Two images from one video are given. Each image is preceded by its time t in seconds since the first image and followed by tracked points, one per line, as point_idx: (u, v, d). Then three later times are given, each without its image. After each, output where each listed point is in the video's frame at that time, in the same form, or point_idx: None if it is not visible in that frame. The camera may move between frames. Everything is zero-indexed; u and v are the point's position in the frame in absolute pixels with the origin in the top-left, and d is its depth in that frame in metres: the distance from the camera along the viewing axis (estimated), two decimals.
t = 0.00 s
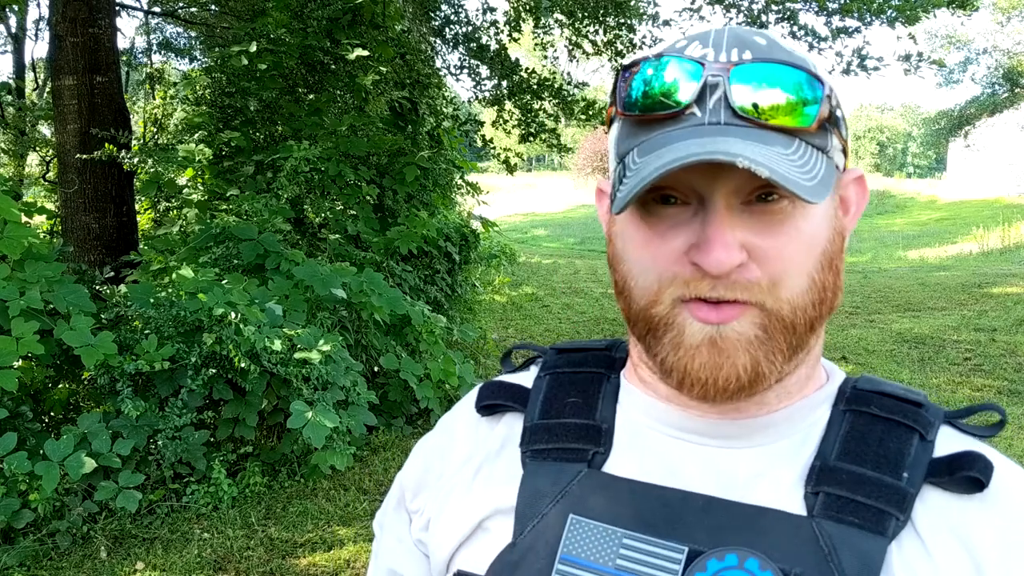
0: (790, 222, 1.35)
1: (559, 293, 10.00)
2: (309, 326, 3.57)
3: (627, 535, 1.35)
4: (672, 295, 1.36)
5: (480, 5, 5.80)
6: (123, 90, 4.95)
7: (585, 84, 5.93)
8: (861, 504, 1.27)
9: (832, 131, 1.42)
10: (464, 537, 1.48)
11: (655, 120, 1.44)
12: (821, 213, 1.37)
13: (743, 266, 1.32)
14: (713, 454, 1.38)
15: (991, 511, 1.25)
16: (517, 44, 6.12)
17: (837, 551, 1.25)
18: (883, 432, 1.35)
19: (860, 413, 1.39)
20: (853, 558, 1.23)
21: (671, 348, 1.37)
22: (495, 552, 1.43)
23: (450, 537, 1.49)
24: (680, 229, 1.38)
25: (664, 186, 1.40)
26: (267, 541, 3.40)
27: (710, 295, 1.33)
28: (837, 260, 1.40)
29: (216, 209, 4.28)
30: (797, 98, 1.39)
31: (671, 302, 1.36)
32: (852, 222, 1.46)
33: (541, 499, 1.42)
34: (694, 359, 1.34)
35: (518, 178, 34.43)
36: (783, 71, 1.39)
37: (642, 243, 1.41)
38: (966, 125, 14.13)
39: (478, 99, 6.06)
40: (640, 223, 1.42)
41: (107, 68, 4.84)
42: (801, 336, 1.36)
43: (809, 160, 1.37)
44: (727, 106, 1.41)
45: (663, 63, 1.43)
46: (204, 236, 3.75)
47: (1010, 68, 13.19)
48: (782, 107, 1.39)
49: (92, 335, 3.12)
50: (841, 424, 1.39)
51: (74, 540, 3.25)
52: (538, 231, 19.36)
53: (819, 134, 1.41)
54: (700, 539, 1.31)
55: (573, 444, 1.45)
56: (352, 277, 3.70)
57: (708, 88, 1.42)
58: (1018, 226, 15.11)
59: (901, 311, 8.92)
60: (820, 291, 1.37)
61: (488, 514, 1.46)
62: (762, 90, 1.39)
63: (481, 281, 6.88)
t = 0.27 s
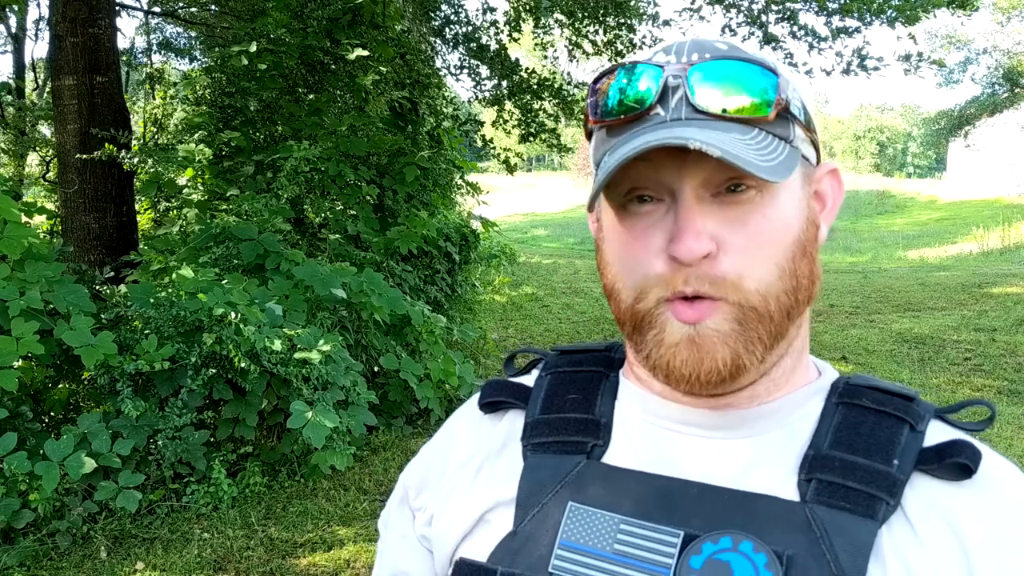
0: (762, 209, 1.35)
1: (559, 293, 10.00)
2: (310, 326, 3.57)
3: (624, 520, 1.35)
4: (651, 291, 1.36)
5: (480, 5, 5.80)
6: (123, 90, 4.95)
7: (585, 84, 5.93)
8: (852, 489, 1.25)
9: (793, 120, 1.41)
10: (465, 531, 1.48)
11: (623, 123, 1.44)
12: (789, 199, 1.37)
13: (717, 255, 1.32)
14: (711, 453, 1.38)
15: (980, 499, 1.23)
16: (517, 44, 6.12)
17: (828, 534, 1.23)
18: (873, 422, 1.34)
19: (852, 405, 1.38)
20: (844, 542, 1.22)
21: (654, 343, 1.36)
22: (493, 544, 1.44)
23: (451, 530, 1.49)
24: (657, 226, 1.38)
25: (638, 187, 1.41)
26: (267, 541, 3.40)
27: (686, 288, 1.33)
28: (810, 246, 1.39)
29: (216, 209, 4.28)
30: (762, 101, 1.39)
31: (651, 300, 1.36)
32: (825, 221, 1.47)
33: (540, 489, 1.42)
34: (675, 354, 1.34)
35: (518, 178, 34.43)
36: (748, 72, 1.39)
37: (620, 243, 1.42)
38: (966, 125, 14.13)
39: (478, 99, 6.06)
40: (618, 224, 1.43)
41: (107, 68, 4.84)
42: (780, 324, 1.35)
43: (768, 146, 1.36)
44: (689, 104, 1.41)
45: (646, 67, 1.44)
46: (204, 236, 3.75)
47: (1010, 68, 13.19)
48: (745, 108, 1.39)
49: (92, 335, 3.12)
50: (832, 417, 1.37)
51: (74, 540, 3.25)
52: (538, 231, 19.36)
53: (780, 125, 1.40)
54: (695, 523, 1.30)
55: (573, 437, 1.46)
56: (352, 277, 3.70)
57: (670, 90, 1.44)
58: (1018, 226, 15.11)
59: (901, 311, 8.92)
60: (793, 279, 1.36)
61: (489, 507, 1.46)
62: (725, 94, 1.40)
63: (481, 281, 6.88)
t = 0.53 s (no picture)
0: (775, 202, 1.38)
1: (559, 293, 10.00)
2: (310, 326, 3.57)
3: (598, 522, 1.34)
4: (660, 251, 1.39)
5: (479, 5, 5.79)
6: (123, 90, 4.94)
7: (585, 84, 5.93)
8: (826, 487, 1.25)
9: (825, 128, 1.44)
10: (447, 533, 1.46)
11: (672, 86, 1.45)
12: (809, 199, 1.41)
13: (730, 224, 1.36)
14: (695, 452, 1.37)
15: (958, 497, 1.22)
16: (517, 44, 6.11)
17: (801, 533, 1.23)
18: (850, 418, 1.34)
19: (829, 400, 1.39)
20: (817, 541, 1.22)
21: (651, 310, 1.39)
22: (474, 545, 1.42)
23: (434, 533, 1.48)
24: (678, 188, 1.42)
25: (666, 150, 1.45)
26: (266, 541, 3.39)
27: (697, 248, 1.36)
28: (823, 251, 1.43)
29: (216, 209, 4.28)
30: (797, 99, 1.40)
31: (657, 259, 1.39)
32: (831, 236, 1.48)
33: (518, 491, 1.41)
34: (671, 322, 1.36)
35: (518, 178, 34.44)
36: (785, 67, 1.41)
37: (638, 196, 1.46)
38: (966, 125, 14.12)
39: (478, 99, 6.06)
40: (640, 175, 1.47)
41: (107, 68, 4.83)
42: (781, 317, 1.39)
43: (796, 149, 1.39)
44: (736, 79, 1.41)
45: (686, 63, 1.45)
46: (204, 236, 3.75)
47: (1010, 68, 13.19)
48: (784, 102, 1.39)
49: (92, 335, 3.12)
50: (809, 412, 1.38)
51: (74, 540, 3.25)
52: (538, 231, 19.36)
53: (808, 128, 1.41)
54: (669, 524, 1.29)
55: (551, 437, 1.45)
56: (352, 277, 3.70)
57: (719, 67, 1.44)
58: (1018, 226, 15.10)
59: (901, 311, 8.92)
60: (805, 275, 1.40)
61: (469, 508, 1.45)
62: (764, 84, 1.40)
63: (481, 281, 6.88)
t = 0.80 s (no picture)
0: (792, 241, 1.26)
1: (559, 293, 10.01)
2: (310, 326, 3.57)
3: (564, 537, 1.24)
4: (678, 306, 1.22)
5: (480, 5, 5.80)
6: (123, 91, 4.95)
7: (585, 84, 5.93)
8: (789, 497, 1.14)
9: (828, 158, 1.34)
10: (420, 546, 1.40)
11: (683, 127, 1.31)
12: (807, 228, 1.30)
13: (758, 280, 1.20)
14: (667, 462, 1.25)
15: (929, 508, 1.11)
16: (517, 44, 6.12)
17: (763, 546, 1.12)
18: (817, 423, 1.22)
19: (797, 406, 1.26)
20: (779, 555, 1.11)
21: (666, 359, 1.22)
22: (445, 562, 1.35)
23: (408, 545, 1.42)
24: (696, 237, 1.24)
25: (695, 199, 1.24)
26: (267, 541, 3.39)
27: (721, 308, 1.20)
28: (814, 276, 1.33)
29: (216, 209, 4.28)
30: (788, 111, 1.29)
31: (676, 311, 1.22)
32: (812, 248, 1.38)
33: (487, 505, 1.32)
34: (693, 368, 1.20)
35: (518, 178, 34.46)
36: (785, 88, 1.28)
37: (649, 245, 1.25)
38: (966, 125, 14.12)
39: (478, 99, 6.07)
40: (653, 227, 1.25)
41: (107, 68, 4.83)
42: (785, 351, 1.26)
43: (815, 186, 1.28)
44: (760, 121, 1.31)
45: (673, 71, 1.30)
46: (204, 236, 3.75)
47: (1010, 68, 13.19)
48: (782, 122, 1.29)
49: (92, 336, 3.11)
50: (778, 420, 1.26)
51: (74, 540, 3.25)
52: (539, 231, 19.38)
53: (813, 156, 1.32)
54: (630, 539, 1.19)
55: (520, 449, 1.35)
56: (352, 277, 3.70)
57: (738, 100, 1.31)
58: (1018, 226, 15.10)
59: (901, 310, 8.92)
60: (806, 310, 1.30)
61: (440, 522, 1.38)
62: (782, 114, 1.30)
63: (481, 281, 6.89)
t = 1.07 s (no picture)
0: (727, 218, 1.24)
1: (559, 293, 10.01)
2: (310, 326, 3.57)
3: (505, 523, 1.22)
4: (608, 268, 1.22)
5: (479, 5, 5.80)
6: (123, 90, 4.94)
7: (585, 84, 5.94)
8: (721, 479, 1.14)
9: (772, 147, 1.31)
10: (373, 531, 1.37)
11: (632, 95, 1.30)
12: (752, 214, 1.27)
13: (685, 249, 1.20)
14: (592, 442, 1.25)
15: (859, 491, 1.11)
16: (517, 44, 6.12)
17: (693, 528, 1.12)
18: (754, 403, 1.22)
19: (735, 386, 1.26)
20: (709, 537, 1.11)
21: (593, 323, 1.23)
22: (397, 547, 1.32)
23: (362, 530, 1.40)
24: (627, 205, 1.24)
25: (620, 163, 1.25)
26: (267, 541, 3.40)
27: (649, 274, 1.20)
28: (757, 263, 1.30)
29: (216, 209, 4.27)
30: (738, 103, 1.28)
31: (604, 274, 1.22)
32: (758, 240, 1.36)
33: (435, 492, 1.28)
34: (621, 335, 1.20)
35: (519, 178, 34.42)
36: (735, 76, 1.29)
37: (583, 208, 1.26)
38: (966, 125, 14.12)
39: (478, 99, 6.07)
40: (587, 189, 1.26)
41: (107, 68, 4.83)
42: (720, 329, 1.25)
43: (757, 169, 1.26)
44: (704, 98, 1.29)
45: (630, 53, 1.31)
46: (204, 236, 3.75)
47: (1010, 68, 13.19)
48: (727, 109, 1.28)
49: (92, 335, 3.11)
50: (714, 400, 1.25)
51: (74, 540, 3.24)
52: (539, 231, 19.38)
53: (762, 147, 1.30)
54: (568, 521, 1.19)
55: (468, 434, 1.32)
56: (352, 277, 3.70)
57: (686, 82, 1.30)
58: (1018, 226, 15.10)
59: (901, 311, 8.92)
60: (746, 292, 1.27)
61: (392, 507, 1.35)
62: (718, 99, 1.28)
63: (481, 281, 6.89)
